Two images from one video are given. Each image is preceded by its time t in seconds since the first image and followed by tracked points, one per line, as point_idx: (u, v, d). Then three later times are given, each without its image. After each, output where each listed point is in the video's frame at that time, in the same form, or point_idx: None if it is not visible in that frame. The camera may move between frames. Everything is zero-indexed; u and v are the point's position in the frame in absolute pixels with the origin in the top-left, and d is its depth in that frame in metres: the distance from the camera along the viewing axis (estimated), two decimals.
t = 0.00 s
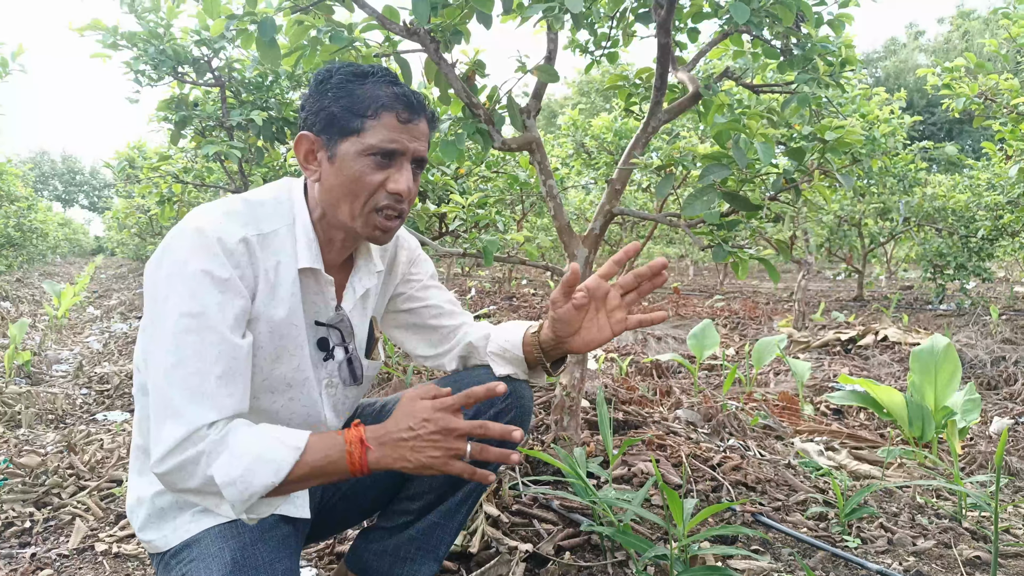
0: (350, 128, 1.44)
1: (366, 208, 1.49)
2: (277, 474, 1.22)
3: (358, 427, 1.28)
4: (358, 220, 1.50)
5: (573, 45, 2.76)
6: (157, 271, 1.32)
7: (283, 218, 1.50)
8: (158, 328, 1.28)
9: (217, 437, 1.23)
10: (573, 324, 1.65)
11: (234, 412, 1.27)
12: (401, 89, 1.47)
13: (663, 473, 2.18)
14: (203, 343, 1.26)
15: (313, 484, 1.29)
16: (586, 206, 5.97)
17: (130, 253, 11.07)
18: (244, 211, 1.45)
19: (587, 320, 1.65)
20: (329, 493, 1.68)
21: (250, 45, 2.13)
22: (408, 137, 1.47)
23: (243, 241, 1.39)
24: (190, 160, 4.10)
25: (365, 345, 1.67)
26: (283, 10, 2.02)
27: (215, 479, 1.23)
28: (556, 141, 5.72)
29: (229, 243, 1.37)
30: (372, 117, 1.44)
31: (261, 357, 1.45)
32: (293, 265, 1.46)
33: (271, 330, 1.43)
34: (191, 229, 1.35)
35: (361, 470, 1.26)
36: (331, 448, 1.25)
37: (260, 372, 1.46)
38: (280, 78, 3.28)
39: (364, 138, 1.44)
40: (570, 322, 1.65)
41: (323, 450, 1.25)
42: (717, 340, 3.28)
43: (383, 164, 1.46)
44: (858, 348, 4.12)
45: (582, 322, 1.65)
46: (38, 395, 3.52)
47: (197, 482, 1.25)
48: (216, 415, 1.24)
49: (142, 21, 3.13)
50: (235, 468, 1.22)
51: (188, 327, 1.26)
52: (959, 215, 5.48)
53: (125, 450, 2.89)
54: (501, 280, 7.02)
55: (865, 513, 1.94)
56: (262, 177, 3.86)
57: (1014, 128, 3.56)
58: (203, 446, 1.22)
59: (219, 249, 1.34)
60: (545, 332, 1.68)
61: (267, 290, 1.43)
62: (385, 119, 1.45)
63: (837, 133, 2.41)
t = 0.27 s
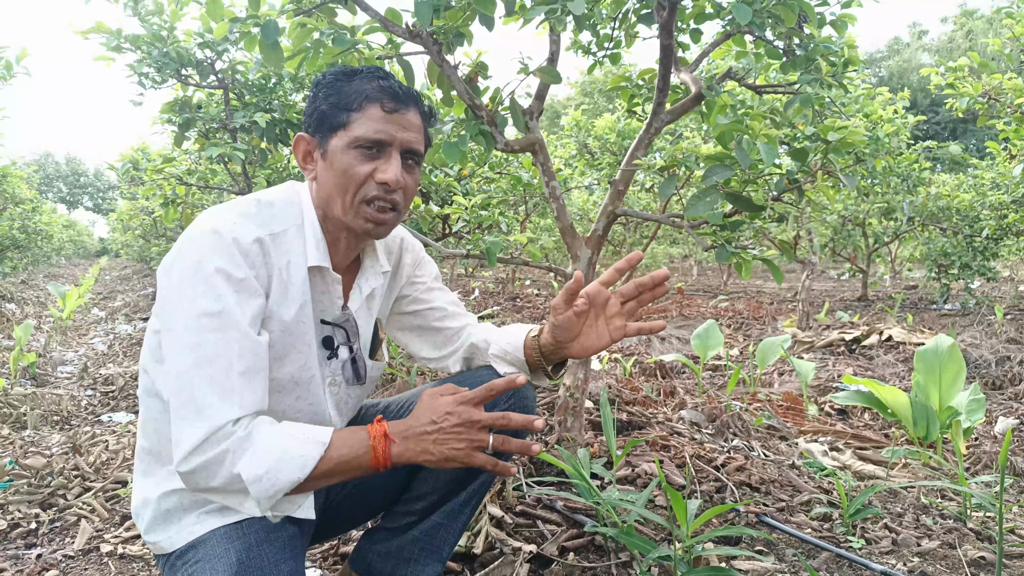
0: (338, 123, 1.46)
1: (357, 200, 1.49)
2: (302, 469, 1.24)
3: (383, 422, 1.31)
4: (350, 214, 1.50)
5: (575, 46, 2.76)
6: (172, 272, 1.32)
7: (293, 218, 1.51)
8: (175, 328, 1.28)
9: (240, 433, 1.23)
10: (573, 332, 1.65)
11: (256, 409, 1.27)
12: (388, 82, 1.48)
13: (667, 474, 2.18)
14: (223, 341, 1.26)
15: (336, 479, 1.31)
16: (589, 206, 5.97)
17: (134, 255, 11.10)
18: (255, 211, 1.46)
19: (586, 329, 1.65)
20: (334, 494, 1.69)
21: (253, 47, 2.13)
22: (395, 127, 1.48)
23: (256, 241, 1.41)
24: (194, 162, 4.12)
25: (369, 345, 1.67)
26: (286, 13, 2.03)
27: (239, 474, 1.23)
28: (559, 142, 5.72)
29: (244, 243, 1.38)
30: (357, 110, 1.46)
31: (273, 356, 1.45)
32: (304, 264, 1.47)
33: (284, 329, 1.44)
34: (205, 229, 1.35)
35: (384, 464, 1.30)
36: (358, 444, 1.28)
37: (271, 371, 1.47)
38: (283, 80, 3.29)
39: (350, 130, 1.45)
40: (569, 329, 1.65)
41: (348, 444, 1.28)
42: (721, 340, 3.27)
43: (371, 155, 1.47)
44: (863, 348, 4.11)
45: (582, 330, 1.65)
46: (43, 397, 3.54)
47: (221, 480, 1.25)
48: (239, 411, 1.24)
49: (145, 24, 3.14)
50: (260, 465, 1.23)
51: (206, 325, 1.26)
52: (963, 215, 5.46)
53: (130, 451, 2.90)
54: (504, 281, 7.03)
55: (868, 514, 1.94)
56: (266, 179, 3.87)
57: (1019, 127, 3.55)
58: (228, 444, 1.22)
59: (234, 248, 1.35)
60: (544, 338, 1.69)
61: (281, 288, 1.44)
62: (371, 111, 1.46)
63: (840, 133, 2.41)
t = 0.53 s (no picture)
0: (323, 118, 1.49)
1: (339, 193, 1.48)
2: (298, 451, 1.23)
3: (376, 398, 1.28)
4: (336, 208, 1.49)
5: (579, 44, 2.76)
6: (172, 266, 1.33)
7: (292, 213, 1.52)
8: (174, 321, 1.28)
9: (239, 420, 1.22)
10: (566, 342, 1.62)
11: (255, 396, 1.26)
12: (373, 75, 1.47)
13: (670, 473, 2.18)
14: (222, 332, 1.26)
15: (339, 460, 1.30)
16: (593, 205, 5.96)
17: (138, 253, 11.12)
18: (254, 206, 1.47)
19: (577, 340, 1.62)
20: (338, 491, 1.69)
21: (257, 45, 2.13)
22: (378, 119, 1.47)
23: (255, 234, 1.41)
24: (198, 160, 4.12)
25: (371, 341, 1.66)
26: (289, 10, 2.03)
27: (237, 461, 1.22)
28: (563, 140, 5.71)
29: (242, 236, 1.38)
30: (341, 103, 1.47)
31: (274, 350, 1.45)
32: (303, 258, 1.47)
33: (284, 323, 1.44)
34: (204, 223, 1.36)
35: (381, 442, 1.27)
36: (352, 422, 1.26)
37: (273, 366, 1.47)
38: (287, 78, 3.28)
39: (334, 124, 1.47)
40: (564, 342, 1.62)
41: (343, 423, 1.26)
42: (725, 339, 3.26)
43: (353, 147, 1.47)
44: (867, 347, 4.10)
45: (574, 343, 1.62)
46: (47, 395, 3.55)
47: (221, 469, 1.24)
48: (239, 400, 1.23)
49: (149, 22, 3.15)
50: (258, 450, 1.21)
51: (205, 316, 1.26)
52: (968, 214, 5.44)
53: (133, 449, 2.90)
54: (507, 279, 7.02)
55: (873, 513, 1.93)
56: (269, 177, 3.87)
57: None
58: (226, 431, 1.21)
59: (232, 241, 1.36)
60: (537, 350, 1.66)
61: (279, 282, 1.44)
62: (353, 103, 1.47)
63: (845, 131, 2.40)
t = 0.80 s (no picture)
0: (325, 121, 1.49)
1: (344, 195, 1.48)
2: (314, 441, 1.22)
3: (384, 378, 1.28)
4: (341, 210, 1.49)
5: (582, 44, 2.76)
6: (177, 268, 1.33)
7: (295, 214, 1.52)
8: (182, 322, 1.29)
9: (253, 416, 1.22)
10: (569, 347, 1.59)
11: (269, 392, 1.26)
12: (371, 75, 1.47)
13: (673, 473, 2.18)
14: (230, 330, 1.26)
15: (352, 446, 1.30)
16: (595, 206, 5.96)
17: (141, 253, 11.13)
18: (257, 206, 1.47)
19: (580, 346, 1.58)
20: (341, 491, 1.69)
21: (261, 46, 2.13)
22: (379, 120, 1.47)
23: (258, 234, 1.41)
24: (200, 160, 4.13)
25: (375, 342, 1.67)
26: (293, 11, 2.03)
27: (253, 453, 1.22)
28: (565, 141, 5.72)
29: (246, 236, 1.38)
30: (341, 105, 1.47)
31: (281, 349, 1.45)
32: (306, 258, 1.47)
33: (290, 322, 1.44)
34: (207, 224, 1.37)
35: (397, 420, 1.26)
36: (364, 404, 1.26)
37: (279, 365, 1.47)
38: (290, 78, 3.29)
39: (335, 126, 1.47)
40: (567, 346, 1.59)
41: (358, 407, 1.26)
42: (727, 340, 3.26)
43: (354, 150, 1.47)
44: (869, 348, 4.10)
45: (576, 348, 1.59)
46: (50, 394, 3.55)
47: (240, 463, 1.24)
48: (252, 396, 1.23)
49: (153, 22, 3.16)
50: (276, 443, 1.21)
51: (212, 315, 1.26)
52: (971, 215, 5.44)
53: (136, 449, 2.90)
54: (509, 280, 7.02)
55: (875, 514, 1.93)
56: (272, 177, 3.88)
57: None
58: (241, 427, 1.21)
59: (236, 241, 1.36)
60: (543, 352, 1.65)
61: (284, 280, 1.44)
62: (353, 105, 1.46)
63: (848, 132, 2.40)
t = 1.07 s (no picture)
0: (341, 124, 1.46)
1: (366, 200, 1.49)
2: (306, 460, 1.24)
3: (383, 408, 1.31)
4: (361, 213, 1.50)
5: (585, 45, 2.77)
6: (179, 269, 1.33)
7: (300, 215, 1.52)
8: (182, 324, 1.29)
9: (249, 426, 1.23)
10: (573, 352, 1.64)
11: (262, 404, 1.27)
12: (388, 78, 1.46)
13: (676, 473, 2.18)
14: (230, 335, 1.27)
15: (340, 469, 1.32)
16: (597, 206, 5.96)
17: (142, 253, 11.13)
18: (262, 208, 1.47)
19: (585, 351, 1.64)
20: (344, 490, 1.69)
21: (264, 46, 2.14)
22: (398, 125, 1.47)
23: (262, 237, 1.41)
24: (203, 160, 4.13)
25: (381, 343, 1.66)
26: (296, 11, 2.03)
27: (245, 466, 1.23)
28: (567, 141, 5.71)
29: (250, 239, 1.38)
30: (359, 109, 1.45)
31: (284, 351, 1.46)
32: (311, 260, 1.47)
33: (292, 324, 1.44)
34: (211, 226, 1.36)
35: (388, 451, 1.30)
36: (359, 430, 1.29)
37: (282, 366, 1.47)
38: (292, 78, 3.29)
39: (354, 131, 1.45)
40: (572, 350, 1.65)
41: (351, 432, 1.28)
42: (730, 340, 3.26)
43: (376, 155, 1.46)
44: (872, 349, 4.09)
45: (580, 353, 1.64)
46: (52, 394, 3.56)
47: (230, 473, 1.26)
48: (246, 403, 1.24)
49: (156, 23, 3.16)
50: (270, 459, 1.22)
51: (213, 319, 1.27)
52: (973, 216, 5.44)
53: (139, 448, 2.90)
54: (511, 280, 7.02)
55: (879, 514, 1.93)
56: (274, 177, 3.88)
57: None
58: (237, 438, 1.22)
59: (240, 245, 1.36)
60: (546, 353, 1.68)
61: (288, 284, 1.45)
62: (372, 110, 1.45)
63: (851, 132, 2.39)
